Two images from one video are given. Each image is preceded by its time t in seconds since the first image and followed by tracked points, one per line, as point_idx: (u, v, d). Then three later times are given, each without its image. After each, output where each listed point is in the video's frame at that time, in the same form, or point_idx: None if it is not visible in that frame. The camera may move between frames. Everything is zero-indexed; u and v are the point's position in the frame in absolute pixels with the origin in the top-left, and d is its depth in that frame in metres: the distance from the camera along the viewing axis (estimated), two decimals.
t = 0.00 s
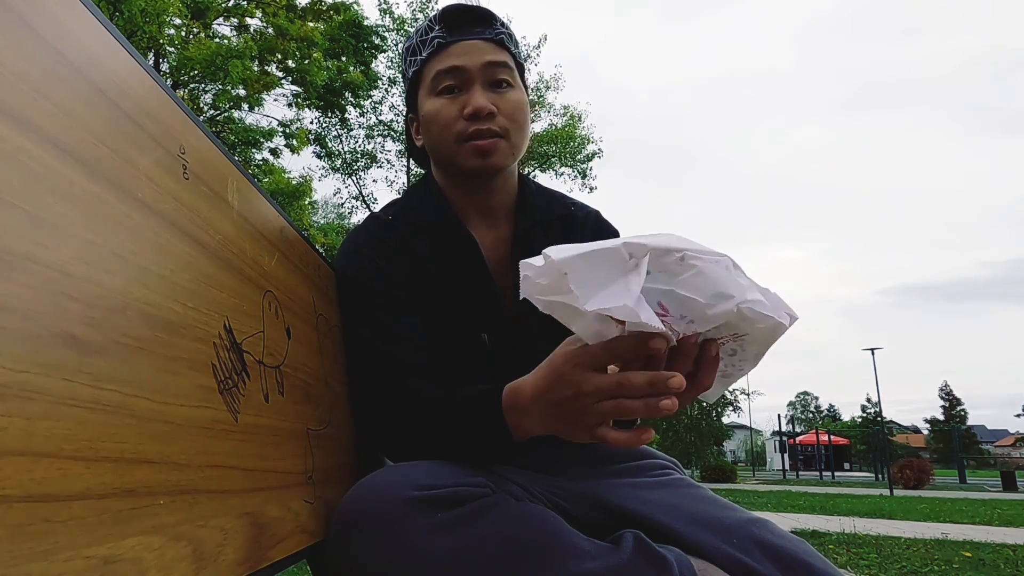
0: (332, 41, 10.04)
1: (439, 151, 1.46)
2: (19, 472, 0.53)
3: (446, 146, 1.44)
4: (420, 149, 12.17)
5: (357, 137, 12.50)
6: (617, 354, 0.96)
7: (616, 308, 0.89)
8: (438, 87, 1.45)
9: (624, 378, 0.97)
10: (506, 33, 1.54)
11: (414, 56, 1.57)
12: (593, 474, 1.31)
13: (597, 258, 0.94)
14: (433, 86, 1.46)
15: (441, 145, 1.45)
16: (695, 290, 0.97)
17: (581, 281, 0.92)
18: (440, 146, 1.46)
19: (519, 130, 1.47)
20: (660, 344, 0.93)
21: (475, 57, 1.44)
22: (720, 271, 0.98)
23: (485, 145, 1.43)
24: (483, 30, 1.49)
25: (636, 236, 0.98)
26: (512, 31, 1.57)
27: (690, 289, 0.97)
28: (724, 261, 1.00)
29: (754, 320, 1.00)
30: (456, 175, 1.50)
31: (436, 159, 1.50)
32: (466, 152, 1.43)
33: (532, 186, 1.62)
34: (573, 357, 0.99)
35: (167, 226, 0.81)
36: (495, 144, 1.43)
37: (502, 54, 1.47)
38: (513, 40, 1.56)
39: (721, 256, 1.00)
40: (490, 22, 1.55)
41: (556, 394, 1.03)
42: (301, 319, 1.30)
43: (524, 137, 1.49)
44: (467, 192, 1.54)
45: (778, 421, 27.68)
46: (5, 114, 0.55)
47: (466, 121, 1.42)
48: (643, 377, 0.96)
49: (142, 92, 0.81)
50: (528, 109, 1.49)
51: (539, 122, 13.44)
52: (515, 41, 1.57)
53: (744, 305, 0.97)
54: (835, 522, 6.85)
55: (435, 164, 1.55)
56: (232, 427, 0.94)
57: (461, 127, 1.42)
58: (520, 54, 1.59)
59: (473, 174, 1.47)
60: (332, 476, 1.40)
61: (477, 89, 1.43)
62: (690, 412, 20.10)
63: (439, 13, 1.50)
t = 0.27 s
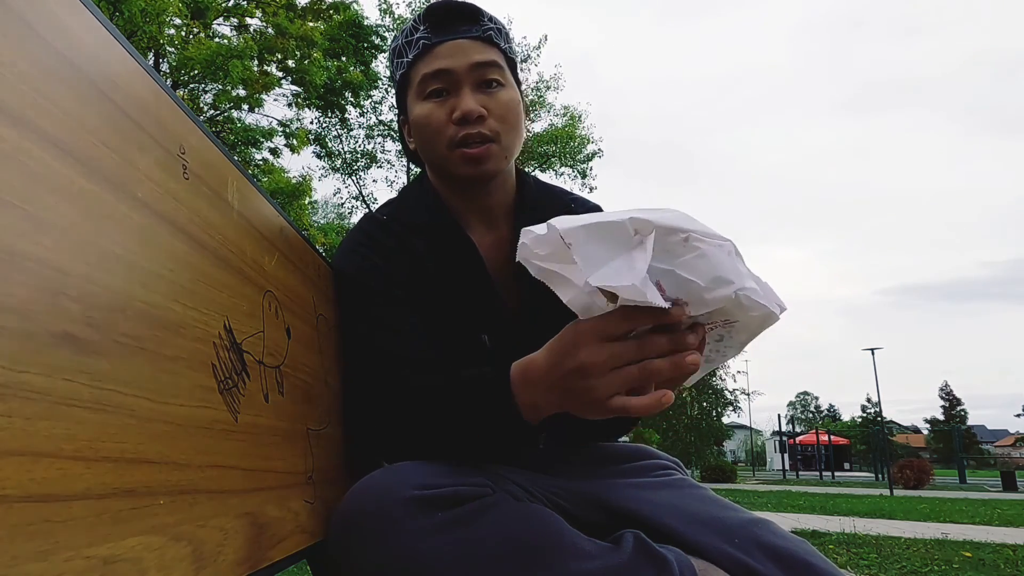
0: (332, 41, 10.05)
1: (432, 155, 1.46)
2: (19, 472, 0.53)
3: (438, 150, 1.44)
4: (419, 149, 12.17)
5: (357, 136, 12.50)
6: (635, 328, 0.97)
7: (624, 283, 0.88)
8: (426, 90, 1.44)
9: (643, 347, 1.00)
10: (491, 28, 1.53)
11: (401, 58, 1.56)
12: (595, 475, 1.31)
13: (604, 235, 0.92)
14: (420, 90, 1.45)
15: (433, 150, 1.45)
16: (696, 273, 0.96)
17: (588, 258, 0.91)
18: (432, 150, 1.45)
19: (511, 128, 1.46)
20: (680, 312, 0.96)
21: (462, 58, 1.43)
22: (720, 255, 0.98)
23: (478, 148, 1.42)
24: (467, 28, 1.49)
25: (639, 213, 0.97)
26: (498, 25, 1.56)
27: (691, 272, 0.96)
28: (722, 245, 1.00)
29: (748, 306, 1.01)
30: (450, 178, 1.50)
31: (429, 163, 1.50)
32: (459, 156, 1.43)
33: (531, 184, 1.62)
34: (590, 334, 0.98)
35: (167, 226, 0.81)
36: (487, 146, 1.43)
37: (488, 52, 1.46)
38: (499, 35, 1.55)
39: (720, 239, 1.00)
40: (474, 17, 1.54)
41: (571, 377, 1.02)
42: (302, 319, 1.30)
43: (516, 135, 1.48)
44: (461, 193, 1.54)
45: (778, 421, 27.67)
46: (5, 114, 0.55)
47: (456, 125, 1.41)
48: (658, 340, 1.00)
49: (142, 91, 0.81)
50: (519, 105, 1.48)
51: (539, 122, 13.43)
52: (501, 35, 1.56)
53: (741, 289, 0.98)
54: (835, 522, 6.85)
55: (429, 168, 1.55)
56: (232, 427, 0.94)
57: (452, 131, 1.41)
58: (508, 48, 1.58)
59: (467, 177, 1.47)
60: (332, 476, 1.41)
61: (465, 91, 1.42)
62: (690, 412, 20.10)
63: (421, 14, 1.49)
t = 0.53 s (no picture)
0: (332, 41, 10.05)
1: (417, 154, 1.46)
2: (19, 472, 0.53)
3: (423, 148, 1.43)
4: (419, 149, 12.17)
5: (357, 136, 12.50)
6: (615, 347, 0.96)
7: (608, 316, 0.85)
8: (406, 87, 1.44)
9: (629, 365, 0.98)
10: (470, 15, 1.51)
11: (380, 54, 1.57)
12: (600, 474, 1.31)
13: (591, 259, 0.87)
14: (402, 88, 1.45)
15: (419, 149, 1.44)
16: (684, 293, 0.94)
17: (573, 282, 0.86)
18: (418, 148, 1.45)
19: (496, 119, 1.44)
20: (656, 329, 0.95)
21: (438, 50, 1.42)
22: (713, 274, 0.96)
23: (462, 143, 1.41)
24: (445, 17, 1.48)
25: (629, 231, 0.92)
26: (476, 10, 1.55)
27: (679, 291, 0.94)
28: (716, 262, 0.97)
29: (731, 326, 0.99)
30: (439, 177, 1.49)
31: (417, 163, 1.49)
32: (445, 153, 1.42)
33: (531, 183, 1.62)
34: (574, 369, 0.98)
35: (167, 226, 0.81)
36: (472, 140, 1.41)
37: (467, 42, 1.45)
38: (479, 20, 1.54)
39: (716, 257, 0.97)
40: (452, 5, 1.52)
41: (565, 405, 1.03)
42: (302, 319, 1.30)
43: (504, 125, 1.46)
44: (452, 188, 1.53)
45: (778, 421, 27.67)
46: (5, 114, 0.55)
47: (438, 121, 1.40)
48: (641, 352, 0.99)
49: (142, 91, 0.81)
50: (505, 94, 1.46)
51: (538, 121, 13.43)
52: (482, 21, 1.54)
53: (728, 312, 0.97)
54: (835, 522, 6.85)
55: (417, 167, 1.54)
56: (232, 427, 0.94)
57: (434, 127, 1.40)
58: (490, 33, 1.57)
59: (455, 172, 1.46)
60: (332, 476, 1.40)
61: (445, 86, 1.41)
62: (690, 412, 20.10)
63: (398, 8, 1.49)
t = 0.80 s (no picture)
0: (332, 41, 10.05)
1: (414, 149, 1.45)
2: (18, 472, 0.53)
3: (420, 143, 1.43)
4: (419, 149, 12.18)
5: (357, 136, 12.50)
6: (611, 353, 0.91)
7: (623, 296, 0.83)
8: (402, 81, 1.44)
9: (621, 377, 0.93)
10: (464, 6, 1.50)
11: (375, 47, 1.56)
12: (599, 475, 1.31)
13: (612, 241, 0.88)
14: (398, 84, 1.44)
15: (416, 144, 1.44)
16: (691, 306, 0.93)
17: (593, 257, 0.85)
18: (415, 144, 1.44)
19: (494, 113, 1.43)
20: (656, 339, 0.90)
21: (432, 43, 1.42)
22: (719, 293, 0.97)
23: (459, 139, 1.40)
24: (439, 9, 1.47)
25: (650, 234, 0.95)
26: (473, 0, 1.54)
27: (686, 303, 0.93)
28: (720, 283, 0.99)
29: (726, 357, 0.97)
30: (436, 172, 1.49)
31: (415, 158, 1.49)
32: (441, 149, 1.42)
33: (532, 182, 1.62)
34: (565, 368, 0.93)
35: (167, 226, 0.81)
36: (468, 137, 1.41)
37: (461, 35, 1.44)
38: (476, 11, 1.53)
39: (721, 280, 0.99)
40: None
41: (549, 407, 0.97)
42: (302, 319, 1.30)
43: (501, 119, 1.45)
44: (450, 184, 1.53)
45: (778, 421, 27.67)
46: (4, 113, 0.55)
47: (434, 117, 1.39)
48: (637, 366, 0.93)
49: (141, 91, 0.81)
50: (501, 87, 1.45)
51: (538, 121, 13.43)
52: (478, 11, 1.53)
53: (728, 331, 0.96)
54: (835, 522, 6.85)
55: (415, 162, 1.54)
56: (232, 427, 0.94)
57: (430, 123, 1.40)
58: (488, 24, 1.56)
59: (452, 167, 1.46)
60: (332, 477, 1.40)
61: (440, 81, 1.40)
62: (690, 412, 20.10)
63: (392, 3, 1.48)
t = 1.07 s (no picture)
0: (332, 41, 10.05)
1: (421, 147, 1.45)
2: (19, 472, 0.53)
3: (427, 142, 1.43)
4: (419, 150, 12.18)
5: (357, 136, 12.50)
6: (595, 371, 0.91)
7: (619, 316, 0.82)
8: (411, 80, 1.44)
9: (610, 388, 0.93)
10: (475, 13, 1.52)
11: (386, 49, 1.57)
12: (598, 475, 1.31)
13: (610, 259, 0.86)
14: (406, 81, 1.44)
15: (422, 142, 1.44)
16: (680, 319, 0.95)
17: (591, 278, 0.84)
18: (421, 142, 1.44)
19: (501, 117, 1.44)
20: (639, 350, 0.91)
21: (443, 45, 1.42)
22: (702, 305, 0.98)
23: (466, 138, 1.40)
24: (452, 13, 1.48)
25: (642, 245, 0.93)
26: (483, 8, 1.55)
27: (675, 316, 0.95)
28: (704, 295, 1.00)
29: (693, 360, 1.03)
30: (441, 170, 1.49)
31: (421, 156, 1.49)
32: (448, 147, 1.41)
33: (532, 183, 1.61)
34: (556, 388, 0.92)
35: (166, 226, 0.81)
36: (475, 137, 1.41)
37: (473, 39, 1.45)
38: (485, 19, 1.54)
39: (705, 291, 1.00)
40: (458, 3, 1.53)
41: (543, 429, 0.97)
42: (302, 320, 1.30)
43: (506, 123, 1.46)
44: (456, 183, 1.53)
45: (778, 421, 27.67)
46: (4, 113, 0.55)
47: (442, 115, 1.39)
48: (624, 376, 0.94)
49: (141, 91, 0.81)
50: (509, 93, 1.46)
51: (538, 121, 13.43)
52: (488, 20, 1.54)
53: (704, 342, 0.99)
54: (835, 522, 6.85)
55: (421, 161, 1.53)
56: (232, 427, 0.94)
57: (439, 121, 1.40)
58: (495, 32, 1.57)
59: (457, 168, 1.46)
60: (332, 477, 1.40)
61: (450, 81, 1.41)
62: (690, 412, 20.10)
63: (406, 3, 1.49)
